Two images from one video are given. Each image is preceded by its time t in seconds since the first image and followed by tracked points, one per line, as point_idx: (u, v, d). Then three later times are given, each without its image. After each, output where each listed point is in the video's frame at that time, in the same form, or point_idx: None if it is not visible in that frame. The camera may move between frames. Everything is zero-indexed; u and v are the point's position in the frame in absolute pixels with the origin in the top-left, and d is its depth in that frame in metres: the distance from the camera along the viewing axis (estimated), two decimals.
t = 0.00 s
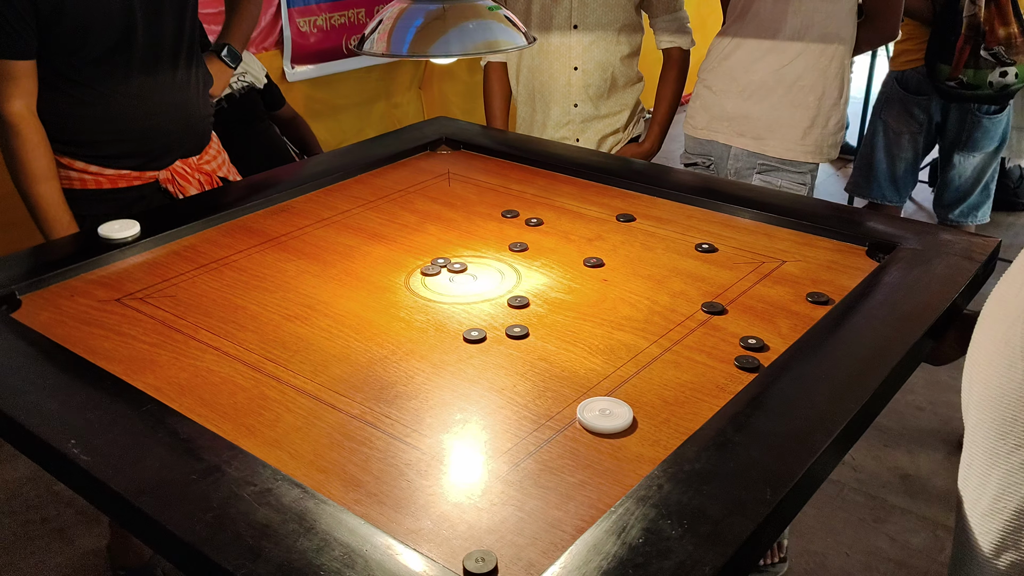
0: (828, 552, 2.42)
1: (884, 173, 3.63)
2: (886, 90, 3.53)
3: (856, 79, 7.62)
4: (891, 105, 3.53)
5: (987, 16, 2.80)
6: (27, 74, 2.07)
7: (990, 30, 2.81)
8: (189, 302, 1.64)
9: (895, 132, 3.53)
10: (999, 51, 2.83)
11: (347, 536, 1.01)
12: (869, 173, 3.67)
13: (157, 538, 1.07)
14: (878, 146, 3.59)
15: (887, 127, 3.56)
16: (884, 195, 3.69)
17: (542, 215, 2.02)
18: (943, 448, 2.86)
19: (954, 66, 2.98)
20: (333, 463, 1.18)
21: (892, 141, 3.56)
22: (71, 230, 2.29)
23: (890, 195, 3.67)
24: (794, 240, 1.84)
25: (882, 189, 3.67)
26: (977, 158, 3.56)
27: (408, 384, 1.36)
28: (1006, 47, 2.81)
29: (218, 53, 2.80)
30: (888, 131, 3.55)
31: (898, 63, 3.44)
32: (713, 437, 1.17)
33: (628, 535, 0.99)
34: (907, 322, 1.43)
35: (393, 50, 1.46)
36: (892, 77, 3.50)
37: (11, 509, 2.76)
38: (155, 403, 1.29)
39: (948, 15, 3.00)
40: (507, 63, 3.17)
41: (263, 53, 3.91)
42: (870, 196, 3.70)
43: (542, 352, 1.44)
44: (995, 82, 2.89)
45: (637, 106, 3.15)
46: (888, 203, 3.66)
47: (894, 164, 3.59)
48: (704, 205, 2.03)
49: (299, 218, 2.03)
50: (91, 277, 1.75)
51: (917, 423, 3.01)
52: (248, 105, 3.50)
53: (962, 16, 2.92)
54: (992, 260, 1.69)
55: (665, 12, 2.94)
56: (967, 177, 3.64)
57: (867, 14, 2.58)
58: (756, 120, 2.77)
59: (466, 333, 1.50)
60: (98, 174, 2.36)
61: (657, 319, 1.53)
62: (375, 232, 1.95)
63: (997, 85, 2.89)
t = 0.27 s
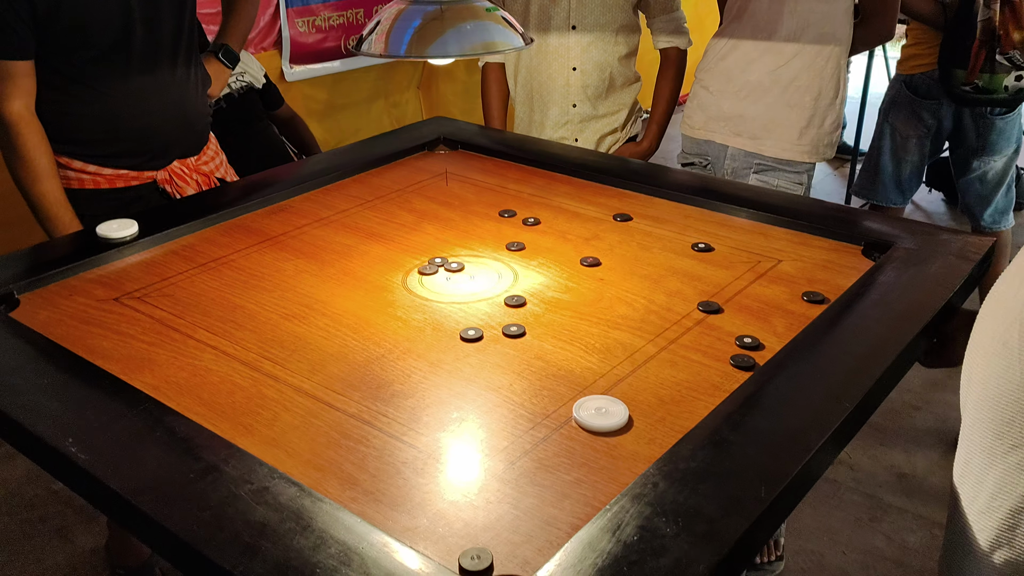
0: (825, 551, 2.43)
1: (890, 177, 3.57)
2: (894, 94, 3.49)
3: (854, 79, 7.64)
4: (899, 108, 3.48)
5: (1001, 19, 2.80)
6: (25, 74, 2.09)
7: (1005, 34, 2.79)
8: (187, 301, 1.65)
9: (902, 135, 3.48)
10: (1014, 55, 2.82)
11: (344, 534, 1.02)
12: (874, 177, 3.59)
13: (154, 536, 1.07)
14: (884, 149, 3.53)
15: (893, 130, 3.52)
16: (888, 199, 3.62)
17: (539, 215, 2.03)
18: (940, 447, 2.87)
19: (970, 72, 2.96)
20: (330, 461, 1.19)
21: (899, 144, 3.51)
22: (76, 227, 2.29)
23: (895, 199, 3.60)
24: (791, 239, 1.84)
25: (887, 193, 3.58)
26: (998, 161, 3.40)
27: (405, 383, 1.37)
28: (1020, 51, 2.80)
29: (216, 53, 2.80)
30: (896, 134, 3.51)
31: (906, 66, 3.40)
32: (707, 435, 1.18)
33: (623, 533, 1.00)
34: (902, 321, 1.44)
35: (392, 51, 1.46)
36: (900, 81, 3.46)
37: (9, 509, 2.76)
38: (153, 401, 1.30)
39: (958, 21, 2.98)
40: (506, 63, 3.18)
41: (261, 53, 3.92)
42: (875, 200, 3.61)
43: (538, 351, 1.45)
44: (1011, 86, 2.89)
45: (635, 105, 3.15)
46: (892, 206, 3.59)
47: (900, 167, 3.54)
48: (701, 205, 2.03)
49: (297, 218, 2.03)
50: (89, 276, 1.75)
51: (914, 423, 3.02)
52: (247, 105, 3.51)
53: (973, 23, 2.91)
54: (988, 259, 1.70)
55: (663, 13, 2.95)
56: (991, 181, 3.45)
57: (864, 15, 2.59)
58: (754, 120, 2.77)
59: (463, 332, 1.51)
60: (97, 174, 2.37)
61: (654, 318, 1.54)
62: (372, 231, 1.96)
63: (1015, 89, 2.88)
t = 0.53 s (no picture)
0: (824, 549, 2.43)
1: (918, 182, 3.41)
2: (932, 99, 3.33)
3: (853, 78, 7.64)
4: (936, 116, 3.32)
5: None
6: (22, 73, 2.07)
7: None
8: (185, 299, 1.64)
9: (939, 143, 3.33)
10: None
11: (341, 529, 1.02)
12: (900, 181, 3.44)
13: (151, 532, 1.07)
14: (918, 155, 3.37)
15: (929, 138, 3.37)
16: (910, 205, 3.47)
17: (538, 212, 2.03)
18: (939, 445, 2.87)
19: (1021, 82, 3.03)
20: (328, 457, 1.19)
21: (932, 151, 3.35)
22: (75, 224, 2.28)
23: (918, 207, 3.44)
24: (789, 236, 1.84)
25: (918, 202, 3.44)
26: None
27: (403, 380, 1.36)
28: None
29: (214, 51, 2.80)
30: (930, 141, 3.35)
31: (953, 70, 3.24)
32: (705, 431, 1.18)
33: (621, 528, 0.99)
34: (900, 317, 1.44)
35: (390, 47, 1.46)
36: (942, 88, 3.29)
37: (8, 508, 2.76)
38: (151, 398, 1.30)
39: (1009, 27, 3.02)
40: (504, 62, 3.17)
41: (260, 51, 3.92)
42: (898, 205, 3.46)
43: (537, 347, 1.45)
44: None
45: (634, 103, 3.15)
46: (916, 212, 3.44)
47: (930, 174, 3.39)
48: (700, 202, 2.03)
49: (295, 215, 2.03)
50: (87, 273, 1.75)
51: (913, 420, 3.02)
52: (246, 104, 3.52)
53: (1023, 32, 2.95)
54: (986, 256, 1.70)
55: (661, 11, 2.95)
56: None
57: (862, 12, 2.59)
58: (752, 118, 2.77)
59: (461, 329, 1.50)
60: (94, 171, 2.37)
61: (652, 315, 1.54)
62: (371, 228, 1.96)
63: None
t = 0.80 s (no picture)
0: (834, 558, 2.43)
1: (971, 200, 3.64)
2: (976, 113, 3.42)
3: (866, 83, 7.61)
4: (980, 131, 3.43)
5: None
6: (39, 81, 2.12)
7: None
8: (201, 309, 1.67)
9: (986, 161, 3.48)
10: None
11: (355, 543, 1.03)
12: (954, 198, 3.66)
13: (168, 543, 1.09)
14: (967, 173, 3.55)
15: (976, 154, 3.50)
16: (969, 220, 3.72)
17: (550, 223, 2.04)
18: (951, 454, 2.86)
19: None
20: (341, 469, 1.20)
21: (981, 167, 3.52)
22: (82, 236, 2.33)
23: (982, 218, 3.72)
24: (800, 248, 1.84)
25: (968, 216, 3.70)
26: None
27: (415, 392, 1.38)
28: None
29: (229, 59, 2.82)
30: (977, 159, 3.50)
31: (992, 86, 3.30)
32: (716, 446, 1.18)
33: (631, 544, 1.00)
34: (912, 332, 1.44)
35: (404, 61, 1.47)
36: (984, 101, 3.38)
37: (24, 510, 2.80)
38: (167, 409, 1.31)
39: None
40: (516, 70, 3.19)
41: (274, 57, 3.95)
42: (959, 223, 3.71)
43: (548, 359, 1.46)
44: None
45: (645, 112, 3.15)
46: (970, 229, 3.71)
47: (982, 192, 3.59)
48: (712, 213, 2.04)
49: (309, 225, 2.05)
50: (104, 283, 1.78)
51: (925, 429, 3.01)
52: (260, 110, 3.55)
53: None
54: (997, 270, 1.69)
55: (674, 20, 2.95)
56: None
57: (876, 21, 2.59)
58: (764, 127, 2.77)
59: (473, 341, 1.52)
60: (110, 179, 2.40)
61: (663, 327, 1.54)
62: (384, 238, 1.98)
63: None
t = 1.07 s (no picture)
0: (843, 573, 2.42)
1: (990, 217, 3.56)
2: (999, 131, 3.41)
3: (884, 91, 7.57)
4: (1003, 147, 3.41)
5: None
6: (58, 94, 2.16)
7: None
8: (217, 322, 1.69)
9: (1007, 176, 3.46)
10: None
11: (364, 562, 1.05)
12: (973, 214, 3.57)
13: (182, 558, 1.11)
14: (987, 190, 3.51)
15: (997, 170, 3.47)
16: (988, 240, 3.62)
17: (562, 238, 2.06)
18: (963, 470, 2.85)
19: None
20: (352, 487, 1.22)
21: (1001, 183, 3.49)
22: (99, 248, 2.37)
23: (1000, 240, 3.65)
24: (812, 267, 1.85)
25: (987, 235, 3.61)
26: None
27: (426, 409, 1.40)
28: None
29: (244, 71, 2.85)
30: (998, 175, 3.48)
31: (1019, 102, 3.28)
32: (724, 470, 1.19)
33: (635, 569, 1.02)
34: (921, 356, 1.44)
35: (419, 84, 1.49)
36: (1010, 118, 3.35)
37: (42, 512, 2.85)
38: (183, 424, 1.34)
39: None
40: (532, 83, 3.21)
41: (293, 65, 4.03)
42: (978, 241, 3.61)
43: (558, 378, 1.47)
44: None
45: (660, 125, 3.16)
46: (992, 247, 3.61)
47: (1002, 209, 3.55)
48: (724, 230, 2.04)
49: (325, 238, 2.08)
50: (123, 294, 1.81)
51: (937, 445, 2.99)
52: (278, 119, 3.57)
53: None
54: (1009, 293, 1.69)
55: (689, 34, 2.94)
56: None
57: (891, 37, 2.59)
58: (778, 142, 2.77)
59: (484, 358, 1.53)
60: (125, 190, 2.45)
61: (673, 347, 1.55)
62: (398, 252, 2.00)
63: None
